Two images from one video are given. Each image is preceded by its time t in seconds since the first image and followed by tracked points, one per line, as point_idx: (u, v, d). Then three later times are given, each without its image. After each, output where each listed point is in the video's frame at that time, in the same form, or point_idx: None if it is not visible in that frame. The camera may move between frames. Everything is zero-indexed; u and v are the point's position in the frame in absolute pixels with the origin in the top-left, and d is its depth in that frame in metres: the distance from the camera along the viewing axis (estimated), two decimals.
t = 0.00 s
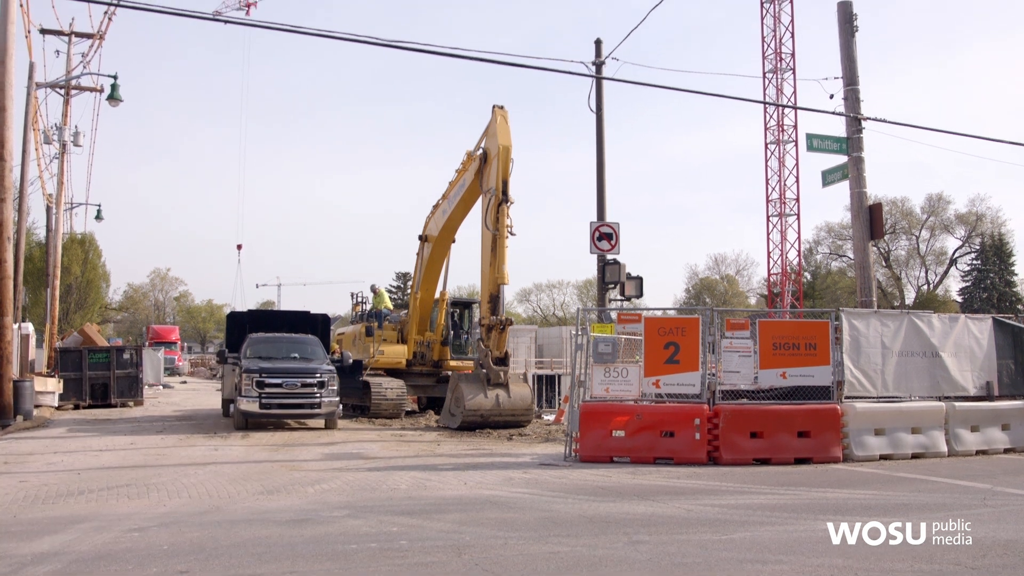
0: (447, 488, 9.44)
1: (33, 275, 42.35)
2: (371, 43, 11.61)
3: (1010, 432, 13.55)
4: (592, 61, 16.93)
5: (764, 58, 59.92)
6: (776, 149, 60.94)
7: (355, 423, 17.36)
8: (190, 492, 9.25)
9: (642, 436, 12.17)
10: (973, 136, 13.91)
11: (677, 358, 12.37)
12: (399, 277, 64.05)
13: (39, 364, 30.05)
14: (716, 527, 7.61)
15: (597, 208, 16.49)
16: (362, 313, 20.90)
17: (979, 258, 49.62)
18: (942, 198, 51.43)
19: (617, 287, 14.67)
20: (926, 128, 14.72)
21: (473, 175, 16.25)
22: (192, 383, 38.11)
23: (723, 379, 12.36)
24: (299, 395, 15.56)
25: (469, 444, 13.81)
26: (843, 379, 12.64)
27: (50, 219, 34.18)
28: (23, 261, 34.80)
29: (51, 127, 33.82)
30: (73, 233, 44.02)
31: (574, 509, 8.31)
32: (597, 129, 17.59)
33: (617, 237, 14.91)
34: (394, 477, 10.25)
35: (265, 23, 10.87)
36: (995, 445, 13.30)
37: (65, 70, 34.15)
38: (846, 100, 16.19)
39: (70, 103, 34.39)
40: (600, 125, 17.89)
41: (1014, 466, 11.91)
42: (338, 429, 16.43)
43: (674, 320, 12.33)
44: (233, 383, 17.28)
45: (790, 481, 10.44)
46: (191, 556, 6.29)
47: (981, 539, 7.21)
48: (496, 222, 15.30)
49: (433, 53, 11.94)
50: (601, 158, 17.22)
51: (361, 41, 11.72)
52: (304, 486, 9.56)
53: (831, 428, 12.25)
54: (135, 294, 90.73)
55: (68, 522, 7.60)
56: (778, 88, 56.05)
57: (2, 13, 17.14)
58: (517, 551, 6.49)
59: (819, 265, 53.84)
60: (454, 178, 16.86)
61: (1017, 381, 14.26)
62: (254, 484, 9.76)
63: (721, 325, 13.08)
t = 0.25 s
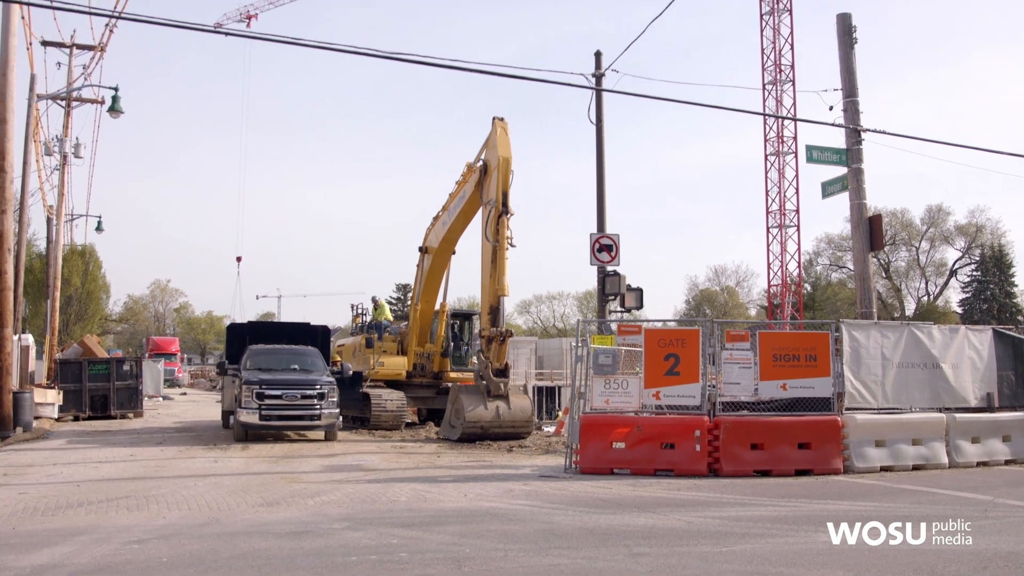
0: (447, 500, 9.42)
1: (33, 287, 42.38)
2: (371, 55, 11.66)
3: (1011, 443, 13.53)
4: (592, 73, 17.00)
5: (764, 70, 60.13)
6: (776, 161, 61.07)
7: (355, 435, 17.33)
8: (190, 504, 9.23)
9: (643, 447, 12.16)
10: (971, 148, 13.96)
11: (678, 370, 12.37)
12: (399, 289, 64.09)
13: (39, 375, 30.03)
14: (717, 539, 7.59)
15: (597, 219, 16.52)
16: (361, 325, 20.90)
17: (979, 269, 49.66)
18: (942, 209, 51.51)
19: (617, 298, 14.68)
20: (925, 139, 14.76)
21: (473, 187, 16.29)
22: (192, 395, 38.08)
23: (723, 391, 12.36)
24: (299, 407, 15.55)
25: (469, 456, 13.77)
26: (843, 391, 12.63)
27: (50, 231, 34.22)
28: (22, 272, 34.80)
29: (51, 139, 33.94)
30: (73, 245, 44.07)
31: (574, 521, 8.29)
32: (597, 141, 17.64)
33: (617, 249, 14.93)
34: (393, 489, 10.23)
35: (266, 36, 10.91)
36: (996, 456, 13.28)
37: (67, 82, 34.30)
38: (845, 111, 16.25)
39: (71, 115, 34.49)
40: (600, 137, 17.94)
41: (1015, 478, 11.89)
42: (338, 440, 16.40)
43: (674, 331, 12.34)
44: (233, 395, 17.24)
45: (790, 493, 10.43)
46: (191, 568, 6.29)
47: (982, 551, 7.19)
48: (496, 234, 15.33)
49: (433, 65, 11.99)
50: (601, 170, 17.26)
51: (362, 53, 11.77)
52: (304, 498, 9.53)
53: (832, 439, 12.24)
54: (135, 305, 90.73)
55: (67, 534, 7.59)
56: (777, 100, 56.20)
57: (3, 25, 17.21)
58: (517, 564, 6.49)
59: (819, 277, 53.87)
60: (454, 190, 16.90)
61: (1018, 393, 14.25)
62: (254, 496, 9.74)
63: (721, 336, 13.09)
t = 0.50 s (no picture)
0: (447, 512, 9.40)
1: (33, 298, 42.41)
2: (371, 67, 11.71)
3: (1012, 454, 13.51)
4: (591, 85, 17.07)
5: (763, 82, 60.34)
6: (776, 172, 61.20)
7: (355, 446, 17.32)
8: (189, 516, 9.21)
9: (643, 459, 12.14)
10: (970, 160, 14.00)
11: (678, 381, 12.37)
12: (399, 300, 64.09)
13: (39, 387, 30.02)
14: (717, 551, 7.57)
15: (597, 231, 16.55)
16: (362, 336, 20.90)
17: (979, 280, 49.70)
18: (941, 221, 51.59)
19: (617, 310, 14.69)
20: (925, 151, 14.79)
21: (473, 198, 16.33)
22: (191, 406, 38.03)
23: (724, 402, 12.35)
24: (299, 418, 15.54)
25: (469, 467, 13.75)
26: (843, 402, 12.63)
27: (50, 242, 34.27)
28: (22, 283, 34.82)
29: (52, 150, 34.04)
30: (73, 256, 44.10)
31: (574, 533, 8.27)
32: (597, 152, 17.69)
33: (617, 260, 14.96)
34: (393, 500, 10.21)
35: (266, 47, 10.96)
36: (996, 468, 13.26)
37: (68, 93, 34.41)
38: (844, 123, 16.31)
39: (72, 126, 34.59)
40: (599, 148, 17.99)
41: (1016, 489, 11.87)
42: (338, 452, 16.38)
43: (674, 343, 12.35)
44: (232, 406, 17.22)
45: (791, 505, 10.41)
46: None
47: (983, 563, 7.18)
48: (496, 245, 15.35)
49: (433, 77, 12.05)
50: (601, 181, 17.31)
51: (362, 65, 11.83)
52: (303, 510, 9.51)
53: (832, 450, 12.23)
54: (135, 317, 90.76)
55: (66, 546, 7.57)
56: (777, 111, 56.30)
57: (5, 37, 17.29)
58: None
59: (819, 287, 53.92)
60: (454, 201, 16.93)
61: (1018, 404, 14.24)
62: (253, 508, 9.72)
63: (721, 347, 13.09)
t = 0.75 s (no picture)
0: (448, 523, 9.39)
1: (33, 308, 42.42)
2: (371, 79, 11.77)
3: (1012, 465, 13.50)
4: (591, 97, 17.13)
5: (763, 93, 60.53)
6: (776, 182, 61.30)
7: (355, 457, 17.29)
8: (189, 527, 9.20)
9: (643, 470, 12.13)
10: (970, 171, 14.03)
11: (678, 393, 12.37)
12: (399, 310, 64.08)
13: (38, 398, 29.99)
14: (717, 562, 7.56)
15: (597, 241, 16.58)
16: (362, 347, 20.89)
17: (979, 290, 49.71)
18: (941, 231, 51.66)
19: (617, 321, 14.70)
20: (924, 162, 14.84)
21: (473, 209, 16.36)
22: (190, 417, 37.95)
23: (724, 413, 12.34)
24: (299, 429, 15.52)
25: (469, 478, 13.73)
26: (843, 413, 12.62)
27: (50, 253, 34.30)
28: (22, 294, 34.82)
29: (53, 161, 34.13)
30: (74, 267, 44.13)
31: (574, 545, 8.26)
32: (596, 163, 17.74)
33: (617, 271, 14.98)
34: (393, 511, 10.19)
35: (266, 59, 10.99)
36: (997, 478, 13.24)
37: (68, 104, 34.52)
38: (843, 134, 16.37)
39: (72, 137, 34.70)
40: (599, 159, 18.05)
41: (1017, 500, 11.85)
42: (338, 463, 16.36)
43: (674, 354, 12.35)
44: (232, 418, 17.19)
45: (792, 516, 10.40)
46: None
47: (984, 573, 7.17)
48: (496, 256, 15.38)
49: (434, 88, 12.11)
50: (601, 192, 17.36)
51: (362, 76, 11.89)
52: (303, 521, 9.50)
53: (832, 461, 12.22)
54: (135, 327, 90.72)
55: (66, 558, 7.56)
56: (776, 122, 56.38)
57: (6, 49, 17.37)
58: None
59: (819, 298, 53.93)
60: (454, 212, 16.96)
61: (1018, 414, 14.23)
62: (253, 519, 9.71)
63: (721, 358, 13.09)
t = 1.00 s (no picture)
0: (447, 534, 9.37)
1: (33, 318, 42.43)
2: (371, 90, 11.82)
3: (1013, 475, 13.48)
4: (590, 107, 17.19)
5: (763, 103, 60.71)
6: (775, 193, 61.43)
7: (354, 468, 17.26)
8: (188, 538, 9.18)
9: (643, 480, 12.11)
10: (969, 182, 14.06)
11: (678, 403, 12.37)
12: (399, 321, 64.13)
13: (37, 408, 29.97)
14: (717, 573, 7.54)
15: (597, 252, 16.60)
16: (362, 357, 20.88)
17: (979, 300, 49.73)
18: (940, 241, 51.73)
19: (617, 331, 14.71)
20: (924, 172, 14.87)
21: (473, 219, 16.39)
22: (190, 428, 37.91)
23: (724, 423, 12.34)
24: (298, 440, 15.51)
25: (469, 489, 13.71)
26: (843, 423, 12.61)
27: (50, 263, 34.32)
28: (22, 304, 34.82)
29: (53, 172, 34.20)
30: (74, 277, 44.17)
31: (574, 556, 8.24)
32: (596, 173, 17.79)
33: (617, 281, 15.00)
34: (393, 522, 10.17)
35: (267, 69, 11.05)
36: (998, 489, 13.22)
37: (69, 115, 34.60)
38: (843, 144, 16.41)
39: (73, 148, 34.78)
40: (599, 169, 18.09)
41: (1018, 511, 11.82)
42: (338, 474, 16.33)
43: (674, 364, 12.35)
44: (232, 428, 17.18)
45: (793, 526, 10.38)
46: None
47: None
48: (496, 266, 15.40)
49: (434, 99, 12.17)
50: (601, 202, 17.41)
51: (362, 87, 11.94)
52: (302, 532, 9.49)
53: (833, 471, 12.20)
54: (135, 337, 90.73)
55: (64, 569, 7.54)
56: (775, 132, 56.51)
57: (8, 60, 17.46)
58: None
59: (819, 308, 53.98)
60: (454, 223, 17.00)
61: (1019, 425, 14.23)
62: (252, 530, 9.69)
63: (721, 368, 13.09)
